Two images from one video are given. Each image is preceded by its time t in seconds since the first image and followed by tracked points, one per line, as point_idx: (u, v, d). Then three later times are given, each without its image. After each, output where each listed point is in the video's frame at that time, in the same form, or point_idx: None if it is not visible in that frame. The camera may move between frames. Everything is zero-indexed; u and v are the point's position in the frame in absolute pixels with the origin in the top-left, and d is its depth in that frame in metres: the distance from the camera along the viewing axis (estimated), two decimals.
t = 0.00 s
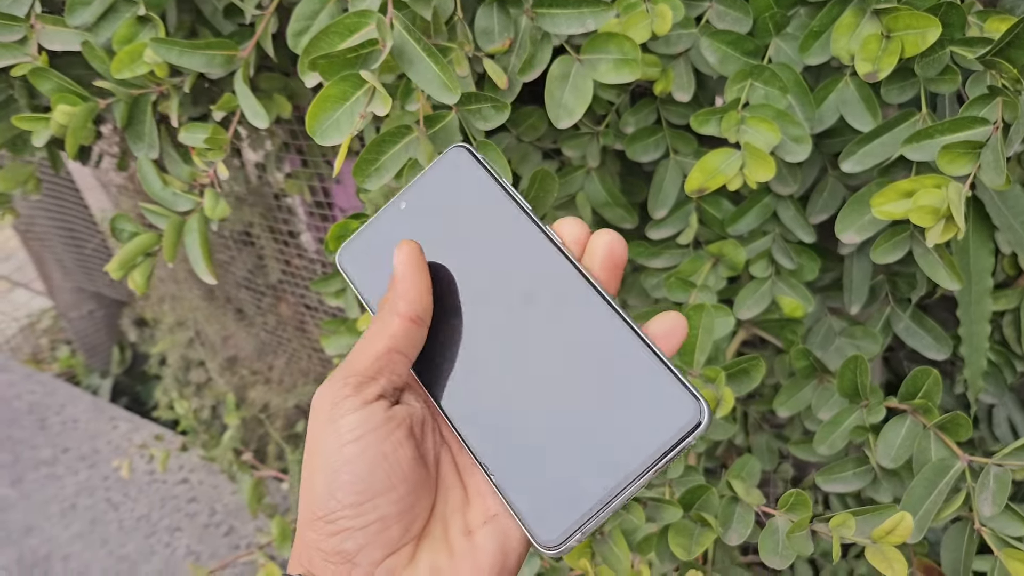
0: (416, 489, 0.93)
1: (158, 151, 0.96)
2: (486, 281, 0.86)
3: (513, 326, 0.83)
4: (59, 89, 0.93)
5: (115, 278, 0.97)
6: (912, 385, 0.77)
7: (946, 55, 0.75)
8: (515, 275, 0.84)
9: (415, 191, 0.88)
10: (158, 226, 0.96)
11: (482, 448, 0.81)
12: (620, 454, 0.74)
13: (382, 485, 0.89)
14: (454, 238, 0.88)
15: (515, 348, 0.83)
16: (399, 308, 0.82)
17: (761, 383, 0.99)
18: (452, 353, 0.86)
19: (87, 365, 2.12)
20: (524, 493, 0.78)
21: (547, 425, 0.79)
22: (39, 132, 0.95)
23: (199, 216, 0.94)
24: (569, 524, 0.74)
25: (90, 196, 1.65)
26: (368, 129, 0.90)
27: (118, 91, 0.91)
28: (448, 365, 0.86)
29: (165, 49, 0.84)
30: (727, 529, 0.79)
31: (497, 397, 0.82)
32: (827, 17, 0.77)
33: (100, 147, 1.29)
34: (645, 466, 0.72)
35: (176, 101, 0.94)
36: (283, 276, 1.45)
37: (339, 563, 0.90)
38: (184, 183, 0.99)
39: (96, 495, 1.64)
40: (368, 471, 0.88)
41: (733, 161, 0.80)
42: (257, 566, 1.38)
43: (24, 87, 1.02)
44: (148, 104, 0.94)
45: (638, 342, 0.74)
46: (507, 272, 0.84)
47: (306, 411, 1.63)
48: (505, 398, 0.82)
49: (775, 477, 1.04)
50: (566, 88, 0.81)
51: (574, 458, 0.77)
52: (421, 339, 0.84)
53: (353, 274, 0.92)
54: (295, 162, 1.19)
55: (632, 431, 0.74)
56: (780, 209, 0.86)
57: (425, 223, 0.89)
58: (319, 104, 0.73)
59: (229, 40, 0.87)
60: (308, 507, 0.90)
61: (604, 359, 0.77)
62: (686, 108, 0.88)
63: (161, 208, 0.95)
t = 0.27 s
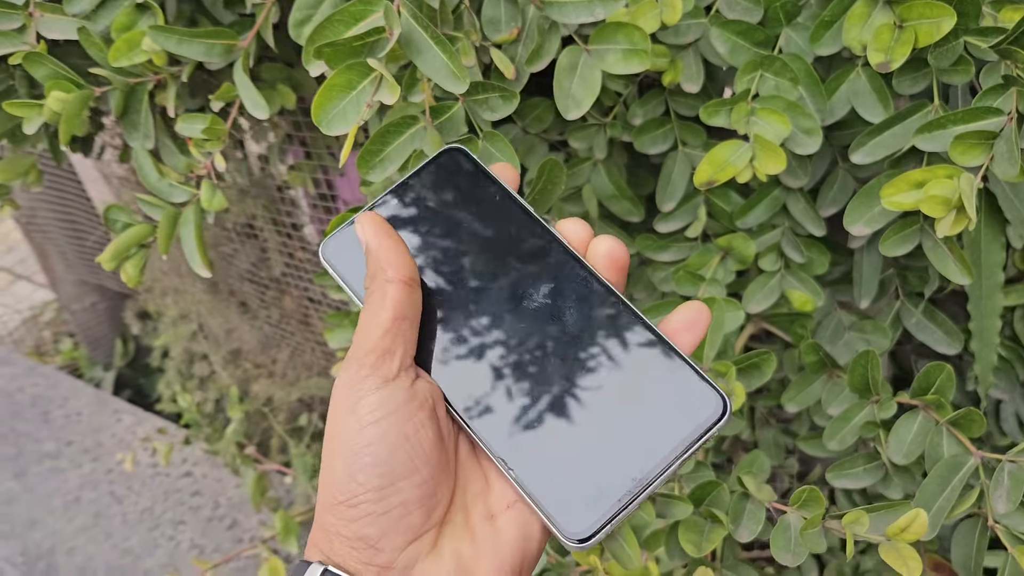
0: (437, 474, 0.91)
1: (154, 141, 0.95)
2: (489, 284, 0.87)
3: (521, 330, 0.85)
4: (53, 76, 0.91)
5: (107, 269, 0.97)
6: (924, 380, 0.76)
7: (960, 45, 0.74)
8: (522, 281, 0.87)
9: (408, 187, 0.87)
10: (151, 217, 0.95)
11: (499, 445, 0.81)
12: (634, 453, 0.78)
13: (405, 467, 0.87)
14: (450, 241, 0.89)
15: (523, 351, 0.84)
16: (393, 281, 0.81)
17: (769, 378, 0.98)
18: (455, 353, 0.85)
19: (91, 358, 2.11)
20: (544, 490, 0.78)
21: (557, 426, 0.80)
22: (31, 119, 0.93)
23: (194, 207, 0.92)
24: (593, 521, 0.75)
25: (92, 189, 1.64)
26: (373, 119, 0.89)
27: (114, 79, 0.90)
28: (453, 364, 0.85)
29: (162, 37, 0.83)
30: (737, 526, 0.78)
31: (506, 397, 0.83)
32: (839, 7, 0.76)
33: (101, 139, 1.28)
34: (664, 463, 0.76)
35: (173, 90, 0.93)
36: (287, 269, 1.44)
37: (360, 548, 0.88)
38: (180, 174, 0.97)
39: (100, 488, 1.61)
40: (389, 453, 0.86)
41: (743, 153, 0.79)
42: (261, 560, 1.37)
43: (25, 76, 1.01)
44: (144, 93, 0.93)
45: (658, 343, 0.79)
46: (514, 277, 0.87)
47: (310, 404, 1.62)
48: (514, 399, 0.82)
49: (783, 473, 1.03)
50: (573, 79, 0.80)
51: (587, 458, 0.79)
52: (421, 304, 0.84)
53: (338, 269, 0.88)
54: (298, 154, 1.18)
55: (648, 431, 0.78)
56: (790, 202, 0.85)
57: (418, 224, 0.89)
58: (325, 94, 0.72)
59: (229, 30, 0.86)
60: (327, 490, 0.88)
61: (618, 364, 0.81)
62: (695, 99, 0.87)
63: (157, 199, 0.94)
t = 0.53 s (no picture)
0: (458, 462, 0.90)
1: (154, 132, 0.94)
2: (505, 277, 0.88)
3: (539, 326, 0.87)
4: (53, 65, 0.91)
5: (106, 261, 0.96)
6: (934, 374, 0.76)
7: (973, 37, 0.73)
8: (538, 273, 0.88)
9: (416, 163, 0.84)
10: (150, 209, 0.95)
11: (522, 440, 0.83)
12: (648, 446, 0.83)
13: (429, 457, 0.87)
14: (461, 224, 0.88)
15: (543, 347, 0.87)
16: (389, 262, 0.78)
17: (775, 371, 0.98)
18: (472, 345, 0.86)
19: (94, 350, 2.11)
20: (564, 483, 0.82)
21: (576, 421, 0.84)
22: (31, 108, 0.93)
23: (194, 199, 0.91)
24: (611, 513, 0.80)
25: (96, 181, 1.64)
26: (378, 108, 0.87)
27: (114, 68, 0.89)
28: (473, 357, 0.86)
29: (164, 28, 0.82)
30: (746, 519, 0.78)
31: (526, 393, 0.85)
32: None
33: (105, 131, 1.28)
34: (678, 457, 0.81)
35: (174, 80, 0.93)
36: (291, 261, 1.44)
37: (383, 537, 0.88)
38: (180, 165, 0.96)
39: (104, 479, 1.60)
40: (411, 443, 0.85)
41: (752, 146, 0.79)
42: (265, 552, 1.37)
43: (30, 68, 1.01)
44: (144, 83, 0.93)
45: (681, 343, 0.82)
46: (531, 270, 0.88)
47: (314, 396, 1.62)
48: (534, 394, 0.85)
49: (789, 466, 1.03)
50: (577, 73, 0.79)
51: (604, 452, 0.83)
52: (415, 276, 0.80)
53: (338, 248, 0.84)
54: (302, 147, 1.18)
55: (662, 426, 0.83)
56: (798, 195, 0.84)
57: (426, 201, 0.86)
58: (323, 82, 0.72)
59: (231, 20, 0.86)
60: (348, 480, 0.87)
61: (636, 362, 0.85)
62: (704, 91, 0.86)
63: (157, 191, 0.94)
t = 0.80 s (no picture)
0: (479, 457, 0.90)
1: (159, 120, 0.93)
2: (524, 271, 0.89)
3: (558, 323, 0.88)
4: (57, 53, 0.90)
5: (111, 250, 0.96)
6: (944, 366, 0.75)
7: (987, 25, 0.72)
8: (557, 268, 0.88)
9: (422, 148, 0.84)
10: (155, 197, 0.94)
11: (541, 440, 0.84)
12: (666, 447, 0.83)
13: (453, 451, 0.86)
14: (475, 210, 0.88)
15: (563, 344, 0.87)
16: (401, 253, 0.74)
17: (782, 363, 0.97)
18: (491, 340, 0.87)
19: (98, 341, 2.11)
20: (580, 484, 0.82)
21: (595, 421, 0.85)
22: (37, 97, 0.92)
23: (198, 188, 0.91)
24: (624, 515, 0.80)
25: (101, 172, 1.63)
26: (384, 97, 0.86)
27: (118, 56, 0.89)
28: (492, 353, 0.86)
29: (168, 16, 0.81)
30: (755, 511, 0.78)
31: (546, 391, 0.86)
32: None
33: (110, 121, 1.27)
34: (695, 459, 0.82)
35: (179, 68, 0.92)
36: (295, 253, 1.43)
37: (403, 533, 0.87)
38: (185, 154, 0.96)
39: (108, 471, 1.58)
40: (434, 437, 0.85)
41: (763, 134, 0.78)
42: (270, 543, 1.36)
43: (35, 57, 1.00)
44: (149, 72, 0.92)
45: (704, 345, 0.83)
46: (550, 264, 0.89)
47: (318, 388, 1.62)
48: (554, 393, 0.86)
49: (796, 459, 1.03)
50: (582, 62, 0.78)
51: (621, 453, 0.83)
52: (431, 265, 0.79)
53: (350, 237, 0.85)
54: (307, 137, 1.17)
55: (682, 427, 0.83)
56: (808, 185, 0.83)
57: (437, 188, 0.87)
58: (323, 70, 0.71)
59: (236, 7, 0.85)
60: (368, 475, 0.86)
61: (658, 362, 0.85)
62: (713, 80, 0.85)
63: (161, 179, 0.93)
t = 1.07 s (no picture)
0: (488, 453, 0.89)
1: (165, 111, 0.93)
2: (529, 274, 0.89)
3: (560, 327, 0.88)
4: (64, 44, 0.90)
5: (119, 241, 0.95)
6: (953, 358, 0.75)
7: (998, 14, 0.72)
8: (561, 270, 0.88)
9: (431, 147, 0.84)
10: (163, 189, 0.93)
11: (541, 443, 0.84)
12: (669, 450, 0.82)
13: (464, 445, 0.86)
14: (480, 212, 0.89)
15: (567, 345, 0.88)
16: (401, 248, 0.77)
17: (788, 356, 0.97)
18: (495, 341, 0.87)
19: (102, 333, 2.11)
20: (579, 486, 0.82)
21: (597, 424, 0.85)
22: (44, 87, 0.91)
23: (206, 178, 0.90)
24: (623, 517, 0.80)
25: (104, 164, 1.63)
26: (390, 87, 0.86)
27: (124, 46, 0.88)
28: (495, 353, 0.87)
29: (174, 6, 0.81)
30: (764, 503, 0.78)
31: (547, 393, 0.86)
32: None
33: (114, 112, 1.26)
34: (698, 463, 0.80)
35: (186, 58, 0.92)
36: (299, 245, 1.42)
37: (413, 528, 0.87)
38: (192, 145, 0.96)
39: (112, 462, 1.58)
40: (444, 430, 0.84)
41: (772, 124, 0.77)
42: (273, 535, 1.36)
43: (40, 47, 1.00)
44: (156, 62, 0.92)
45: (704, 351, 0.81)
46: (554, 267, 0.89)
47: (322, 380, 1.61)
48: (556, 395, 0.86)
49: (802, 452, 1.02)
50: (590, 52, 0.77)
51: (624, 455, 0.83)
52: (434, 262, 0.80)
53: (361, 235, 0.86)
54: (311, 129, 1.17)
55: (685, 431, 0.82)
56: (816, 176, 0.83)
57: (443, 186, 0.88)
58: (330, 59, 0.70)
59: None
60: (379, 467, 0.86)
61: (662, 366, 0.84)
62: (721, 71, 0.84)
63: (169, 170, 0.92)
